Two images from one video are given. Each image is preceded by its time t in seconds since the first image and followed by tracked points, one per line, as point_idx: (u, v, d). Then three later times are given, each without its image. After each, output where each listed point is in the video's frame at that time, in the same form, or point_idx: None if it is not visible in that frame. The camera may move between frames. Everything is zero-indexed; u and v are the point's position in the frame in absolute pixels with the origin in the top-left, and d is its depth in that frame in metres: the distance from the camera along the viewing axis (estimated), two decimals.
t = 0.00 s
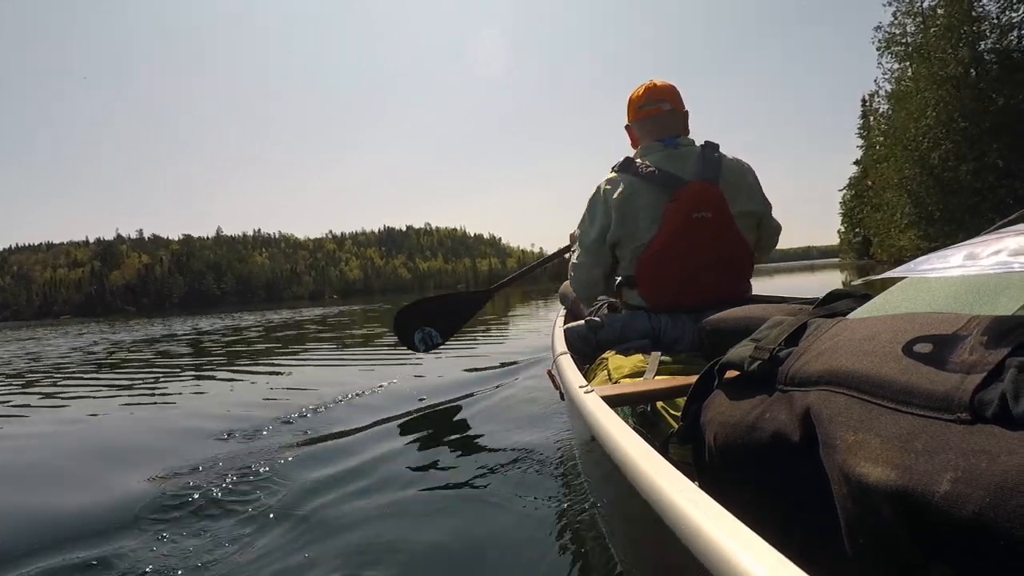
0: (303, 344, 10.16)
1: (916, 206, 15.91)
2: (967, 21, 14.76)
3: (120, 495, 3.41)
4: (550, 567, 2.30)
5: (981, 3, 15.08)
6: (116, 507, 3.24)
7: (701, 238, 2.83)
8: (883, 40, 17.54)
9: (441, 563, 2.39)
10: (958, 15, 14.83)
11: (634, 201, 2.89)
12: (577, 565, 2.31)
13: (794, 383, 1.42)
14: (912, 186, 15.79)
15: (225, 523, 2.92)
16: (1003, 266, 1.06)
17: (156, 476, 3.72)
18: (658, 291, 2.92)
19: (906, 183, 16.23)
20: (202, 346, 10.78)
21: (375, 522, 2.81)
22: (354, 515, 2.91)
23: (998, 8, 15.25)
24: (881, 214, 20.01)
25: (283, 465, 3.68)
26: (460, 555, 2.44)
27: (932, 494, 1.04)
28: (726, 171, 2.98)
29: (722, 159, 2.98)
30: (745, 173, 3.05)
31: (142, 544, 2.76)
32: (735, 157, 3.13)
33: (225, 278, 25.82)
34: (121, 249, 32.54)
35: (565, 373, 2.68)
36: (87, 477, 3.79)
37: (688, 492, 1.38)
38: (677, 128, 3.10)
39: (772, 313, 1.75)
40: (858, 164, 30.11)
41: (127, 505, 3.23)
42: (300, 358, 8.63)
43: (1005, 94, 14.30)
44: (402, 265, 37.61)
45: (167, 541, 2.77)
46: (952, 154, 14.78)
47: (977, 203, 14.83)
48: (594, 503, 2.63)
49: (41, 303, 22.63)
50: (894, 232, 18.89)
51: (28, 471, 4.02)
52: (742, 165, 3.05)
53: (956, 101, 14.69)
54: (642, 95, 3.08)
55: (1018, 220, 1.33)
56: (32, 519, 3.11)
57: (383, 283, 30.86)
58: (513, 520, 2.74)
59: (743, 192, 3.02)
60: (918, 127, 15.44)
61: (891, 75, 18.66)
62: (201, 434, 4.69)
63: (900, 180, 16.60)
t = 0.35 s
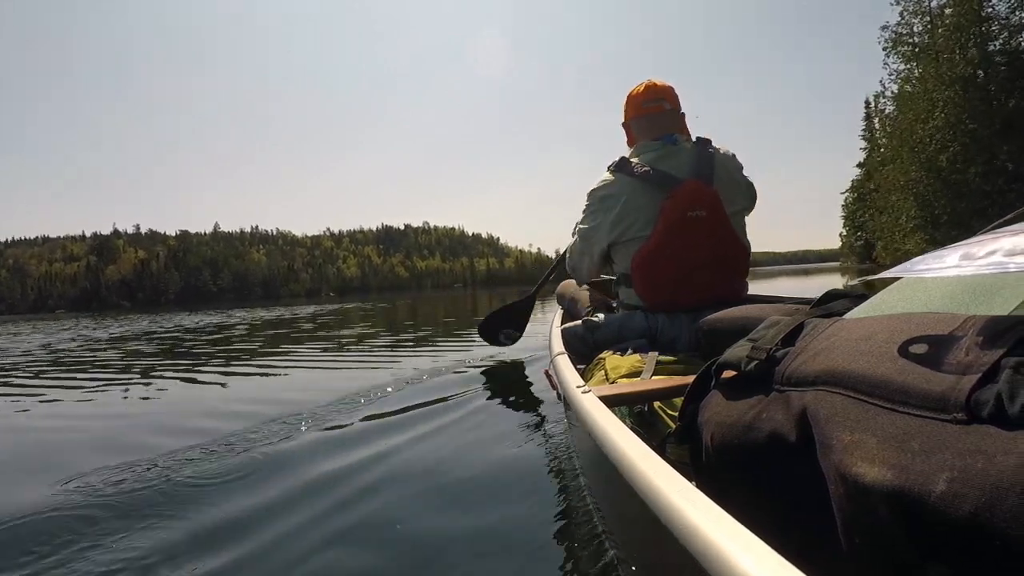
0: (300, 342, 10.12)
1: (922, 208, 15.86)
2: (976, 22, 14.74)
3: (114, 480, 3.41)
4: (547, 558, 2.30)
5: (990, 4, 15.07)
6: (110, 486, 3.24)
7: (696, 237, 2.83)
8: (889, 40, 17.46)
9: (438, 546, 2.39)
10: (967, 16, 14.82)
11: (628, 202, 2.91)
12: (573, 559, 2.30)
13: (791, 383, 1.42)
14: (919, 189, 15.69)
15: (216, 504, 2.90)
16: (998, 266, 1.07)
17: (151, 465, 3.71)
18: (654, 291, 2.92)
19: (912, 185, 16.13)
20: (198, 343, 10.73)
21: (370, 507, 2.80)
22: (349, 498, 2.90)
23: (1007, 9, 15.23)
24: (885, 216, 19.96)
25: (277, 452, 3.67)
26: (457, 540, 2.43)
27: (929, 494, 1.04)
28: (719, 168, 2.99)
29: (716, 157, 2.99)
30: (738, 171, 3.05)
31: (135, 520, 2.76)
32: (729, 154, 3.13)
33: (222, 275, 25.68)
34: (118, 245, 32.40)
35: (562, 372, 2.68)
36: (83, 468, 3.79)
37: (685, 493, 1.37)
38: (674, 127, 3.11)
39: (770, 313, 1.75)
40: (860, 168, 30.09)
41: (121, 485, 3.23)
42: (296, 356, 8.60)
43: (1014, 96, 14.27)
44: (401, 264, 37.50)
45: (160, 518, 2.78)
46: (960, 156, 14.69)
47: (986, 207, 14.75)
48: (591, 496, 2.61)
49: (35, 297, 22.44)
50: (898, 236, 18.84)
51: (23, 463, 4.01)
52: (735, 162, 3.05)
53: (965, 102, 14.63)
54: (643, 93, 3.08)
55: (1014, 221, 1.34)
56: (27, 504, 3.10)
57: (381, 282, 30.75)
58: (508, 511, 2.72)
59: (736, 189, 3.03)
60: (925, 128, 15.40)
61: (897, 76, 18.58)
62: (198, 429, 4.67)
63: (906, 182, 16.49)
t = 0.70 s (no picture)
0: (298, 344, 10.10)
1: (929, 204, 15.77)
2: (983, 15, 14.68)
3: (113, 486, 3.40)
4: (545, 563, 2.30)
5: None
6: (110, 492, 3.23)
7: (698, 237, 2.84)
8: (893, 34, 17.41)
9: (437, 553, 2.39)
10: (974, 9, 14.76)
11: (631, 197, 2.92)
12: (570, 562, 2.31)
13: (789, 383, 1.43)
14: (927, 186, 15.59)
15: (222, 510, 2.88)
16: (995, 267, 1.07)
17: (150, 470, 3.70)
18: (655, 290, 2.91)
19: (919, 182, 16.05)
20: (195, 345, 10.69)
21: (370, 516, 2.78)
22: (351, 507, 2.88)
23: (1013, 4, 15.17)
24: (890, 213, 19.90)
25: (275, 460, 3.65)
26: (456, 546, 2.44)
27: (927, 494, 1.04)
28: (722, 171, 3.01)
29: (720, 159, 3.01)
30: (739, 175, 3.08)
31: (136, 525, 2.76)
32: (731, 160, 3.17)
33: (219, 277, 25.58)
34: (114, 246, 32.26)
35: (560, 373, 2.68)
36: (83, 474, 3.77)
37: (682, 493, 1.37)
38: (684, 128, 3.11)
39: (768, 313, 1.76)
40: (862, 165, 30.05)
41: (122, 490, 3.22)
42: (295, 357, 8.58)
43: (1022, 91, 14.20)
44: (399, 264, 37.40)
45: (162, 523, 2.78)
46: (969, 151, 14.61)
47: (995, 204, 14.67)
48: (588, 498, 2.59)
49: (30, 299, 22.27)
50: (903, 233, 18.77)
51: (21, 468, 3.99)
52: (738, 167, 3.08)
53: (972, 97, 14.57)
54: (660, 91, 3.07)
55: (1013, 222, 1.34)
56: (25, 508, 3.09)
57: (379, 282, 30.65)
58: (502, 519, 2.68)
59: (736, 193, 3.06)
60: (932, 123, 15.33)
61: (902, 72, 18.51)
62: (196, 433, 4.67)
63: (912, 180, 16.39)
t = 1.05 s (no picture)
0: (298, 352, 10.08)
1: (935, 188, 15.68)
2: None
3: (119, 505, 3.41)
4: (546, 563, 2.31)
5: None
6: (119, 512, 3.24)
7: (699, 237, 2.84)
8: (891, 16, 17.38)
9: (438, 558, 2.40)
10: None
11: (638, 192, 2.88)
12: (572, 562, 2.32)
13: (786, 383, 1.43)
14: (932, 169, 15.50)
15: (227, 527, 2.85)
16: (992, 267, 1.07)
17: (154, 486, 3.71)
18: (655, 288, 2.91)
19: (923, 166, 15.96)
20: (194, 356, 10.65)
21: (376, 525, 2.77)
22: (359, 519, 2.84)
23: None
24: (892, 200, 19.82)
25: (279, 471, 3.64)
26: (459, 552, 2.44)
27: (924, 493, 1.04)
28: (725, 172, 3.01)
29: (723, 160, 3.01)
30: (741, 177, 3.08)
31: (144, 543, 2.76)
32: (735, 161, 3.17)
33: (217, 286, 25.49)
34: (110, 259, 32.15)
35: (558, 373, 2.69)
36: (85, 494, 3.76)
37: (681, 494, 1.38)
38: (688, 128, 3.11)
39: (765, 313, 1.76)
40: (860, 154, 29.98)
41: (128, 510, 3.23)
42: (295, 365, 8.56)
43: None
44: (396, 268, 37.31)
45: (170, 538, 2.78)
46: (975, 132, 14.52)
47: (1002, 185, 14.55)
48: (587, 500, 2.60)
49: (27, 314, 22.13)
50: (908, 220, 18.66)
51: (22, 489, 3.98)
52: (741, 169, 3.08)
53: (974, 77, 14.48)
54: (663, 89, 3.07)
55: (1009, 220, 1.35)
56: (27, 535, 3.06)
57: (377, 286, 30.57)
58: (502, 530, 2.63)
59: (738, 195, 3.06)
60: (935, 105, 15.23)
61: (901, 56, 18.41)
62: (197, 445, 4.67)
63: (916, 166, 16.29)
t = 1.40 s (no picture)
0: (299, 356, 10.06)
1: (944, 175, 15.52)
2: None
3: (124, 515, 3.42)
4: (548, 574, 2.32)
5: None
6: (123, 525, 3.25)
7: (699, 237, 2.84)
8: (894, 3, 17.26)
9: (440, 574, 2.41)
10: None
11: (640, 191, 2.86)
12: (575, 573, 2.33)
13: (784, 382, 1.43)
14: (942, 156, 15.35)
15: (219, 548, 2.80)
16: (989, 267, 1.07)
17: (157, 496, 3.71)
18: (654, 289, 2.91)
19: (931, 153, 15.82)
20: (193, 362, 10.63)
21: (376, 542, 2.78)
22: (355, 535, 2.83)
23: None
24: (898, 191, 19.71)
25: (280, 485, 3.63)
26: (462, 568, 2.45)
27: (922, 493, 1.05)
28: (723, 173, 3.01)
29: (720, 161, 3.02)
30: (740, 177, 3.07)
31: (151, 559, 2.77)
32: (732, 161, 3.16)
33: (216, 290, 25.38)
34: (108, 265, 32.01)
35: (557, 373, 2.68)
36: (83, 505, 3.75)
37: (679, 494, 1.38)
38: (679, 128, 3.11)
39: (762, 313, 1.76)
40: (862, 147, 29.85)
41: (134, 523, 3.24)
42: (295, 370, 8.54)
43: None
44: (396, 269, 37.20)
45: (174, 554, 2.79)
46: (985, 118, 14.36)
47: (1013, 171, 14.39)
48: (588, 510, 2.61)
49: (26, 321, 22.01)
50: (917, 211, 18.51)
51: (21, 500, 3.97)
52: (739, 170, 3.08)
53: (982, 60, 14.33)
54: (647, 92, 3.08)
55: (1005, 219, 1.35)
56: (26, 546, 3.05)
57: (377, 288, 30.48)
58: (504, 545, 2.63)
59: (737, 196, 3.06)
60: (942, 90, 15.09)
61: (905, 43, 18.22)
62: (198, 453, 4.66)
63: (924, 154, 16.14)
